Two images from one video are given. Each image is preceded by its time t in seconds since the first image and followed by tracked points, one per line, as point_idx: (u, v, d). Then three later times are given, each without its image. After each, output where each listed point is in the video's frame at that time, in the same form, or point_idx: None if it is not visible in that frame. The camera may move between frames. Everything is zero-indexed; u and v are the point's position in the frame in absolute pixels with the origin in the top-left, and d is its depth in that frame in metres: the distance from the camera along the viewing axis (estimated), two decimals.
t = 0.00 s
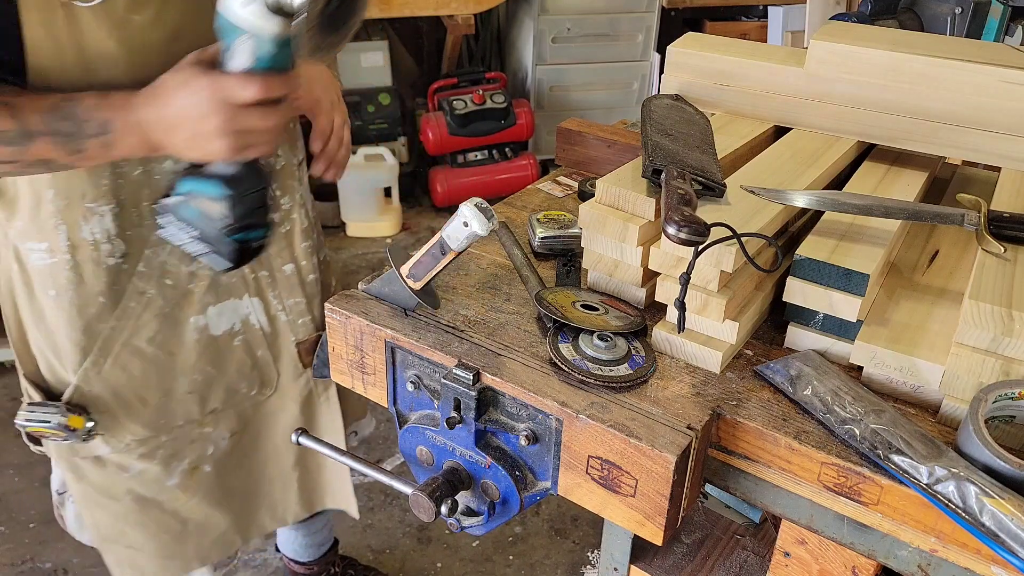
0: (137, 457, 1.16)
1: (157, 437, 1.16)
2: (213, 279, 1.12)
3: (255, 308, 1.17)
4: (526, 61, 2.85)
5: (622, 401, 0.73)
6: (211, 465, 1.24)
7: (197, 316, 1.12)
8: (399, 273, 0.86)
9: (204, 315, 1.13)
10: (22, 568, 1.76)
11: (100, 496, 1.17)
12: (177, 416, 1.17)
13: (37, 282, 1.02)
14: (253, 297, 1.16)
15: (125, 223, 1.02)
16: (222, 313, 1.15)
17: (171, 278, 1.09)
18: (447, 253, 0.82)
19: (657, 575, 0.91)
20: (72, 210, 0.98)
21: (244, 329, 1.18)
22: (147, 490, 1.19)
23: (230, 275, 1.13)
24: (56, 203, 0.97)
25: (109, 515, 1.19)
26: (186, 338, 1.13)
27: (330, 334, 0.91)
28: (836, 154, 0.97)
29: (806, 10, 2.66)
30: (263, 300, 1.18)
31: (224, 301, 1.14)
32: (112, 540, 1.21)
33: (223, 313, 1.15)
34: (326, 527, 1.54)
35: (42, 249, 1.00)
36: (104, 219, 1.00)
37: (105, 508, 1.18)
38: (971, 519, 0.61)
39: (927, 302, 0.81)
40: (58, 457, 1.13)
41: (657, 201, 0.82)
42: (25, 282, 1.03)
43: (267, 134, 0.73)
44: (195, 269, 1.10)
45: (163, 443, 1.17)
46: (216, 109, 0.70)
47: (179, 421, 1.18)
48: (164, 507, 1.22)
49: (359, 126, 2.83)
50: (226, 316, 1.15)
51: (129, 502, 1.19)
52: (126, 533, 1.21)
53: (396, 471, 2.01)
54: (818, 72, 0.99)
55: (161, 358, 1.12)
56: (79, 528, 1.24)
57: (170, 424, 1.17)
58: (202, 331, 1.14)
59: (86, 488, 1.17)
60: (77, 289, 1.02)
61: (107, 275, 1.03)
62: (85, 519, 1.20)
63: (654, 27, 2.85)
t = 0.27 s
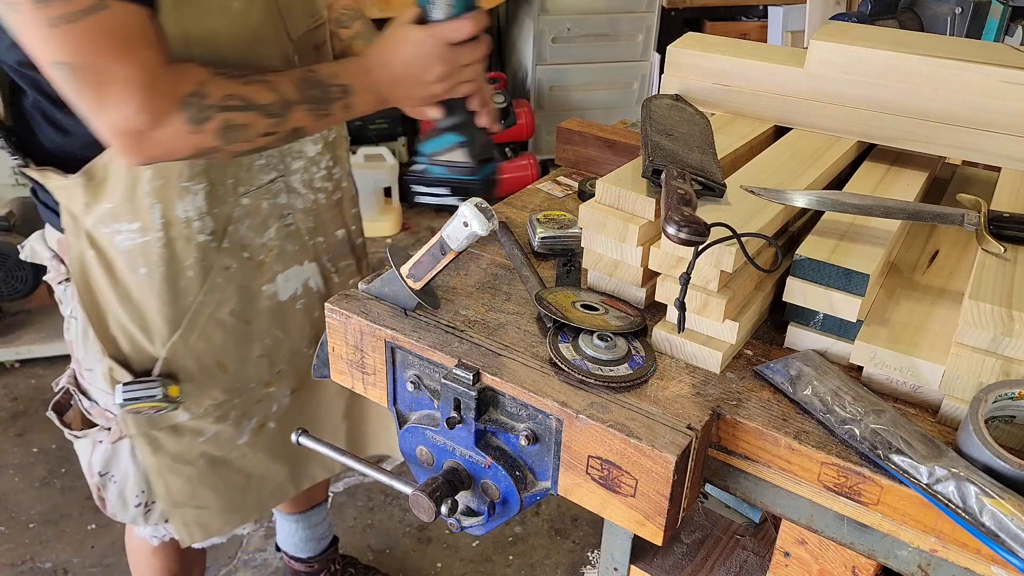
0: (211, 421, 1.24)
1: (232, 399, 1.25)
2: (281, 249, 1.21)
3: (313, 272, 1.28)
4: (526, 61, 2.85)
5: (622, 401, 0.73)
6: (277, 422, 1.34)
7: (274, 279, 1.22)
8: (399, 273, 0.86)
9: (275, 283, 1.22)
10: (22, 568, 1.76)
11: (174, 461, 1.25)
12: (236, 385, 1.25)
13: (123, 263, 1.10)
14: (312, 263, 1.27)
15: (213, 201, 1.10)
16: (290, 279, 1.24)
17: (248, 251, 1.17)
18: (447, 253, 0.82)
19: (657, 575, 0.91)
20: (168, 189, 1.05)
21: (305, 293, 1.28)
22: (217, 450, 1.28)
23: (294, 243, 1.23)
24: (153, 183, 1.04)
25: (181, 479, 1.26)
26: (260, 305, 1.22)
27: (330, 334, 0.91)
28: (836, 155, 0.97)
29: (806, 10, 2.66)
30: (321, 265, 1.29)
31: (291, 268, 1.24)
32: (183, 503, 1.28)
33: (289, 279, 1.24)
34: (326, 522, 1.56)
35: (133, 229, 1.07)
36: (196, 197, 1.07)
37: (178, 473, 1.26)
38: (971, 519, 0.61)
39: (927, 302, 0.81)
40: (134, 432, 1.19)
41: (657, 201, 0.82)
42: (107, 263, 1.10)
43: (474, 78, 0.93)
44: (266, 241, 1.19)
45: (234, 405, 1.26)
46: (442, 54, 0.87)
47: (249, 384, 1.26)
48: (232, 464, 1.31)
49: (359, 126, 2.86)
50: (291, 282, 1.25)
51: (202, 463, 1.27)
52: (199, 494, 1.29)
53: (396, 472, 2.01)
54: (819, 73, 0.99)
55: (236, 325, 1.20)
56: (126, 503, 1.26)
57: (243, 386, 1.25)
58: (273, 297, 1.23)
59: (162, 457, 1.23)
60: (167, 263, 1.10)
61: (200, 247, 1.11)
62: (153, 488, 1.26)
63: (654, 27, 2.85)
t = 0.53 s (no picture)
0: (248, 396, 1.27)
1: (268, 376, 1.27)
2: (332, 238, 1.23)
3: (357, 260, 1.29)
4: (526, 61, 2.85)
5: (622, 401, 0.73)
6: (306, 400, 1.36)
7: (325, 264, 1.24)
8: (399, 273, 0.86)
9: (321, 269, 1.24)
10: (22, 568, 1.75)
11: (211, 438, 1.25)
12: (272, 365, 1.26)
13: (175, 240, 1.11)
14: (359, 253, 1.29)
15: (268, 182, 1.12)
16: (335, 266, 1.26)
17: (299, 237, 1.19)
18: (447, 254, 0.82)
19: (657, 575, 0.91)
20: (227, 168, 1.07)
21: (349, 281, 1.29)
22: (252, 426, 1.30)
23: (345, 233, 1.25)
24: (213, 161, 1.06)
25: (216, 455, 1.27)
26: (305, 290, 1.24)
27: (330, 334, 0.91)
28: (836, 155, 0.97)
29: (805, 10, 2.66)
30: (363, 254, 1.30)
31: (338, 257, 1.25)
32: (216, 482, 1.28)
33: (336, 266, 1.26)
34: (328, 519, 1.56)
35: (189, 207, 1.08)
36: (252, 177, 1.10)
37: (214, 449, 1.26)
38: (971, 519, 0.61)
39: (927, 302, 0.81)
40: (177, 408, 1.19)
41: (657, 201, 0.82)
42: (159, 242, 1.11)
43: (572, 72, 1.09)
44: (319, 228, 1.21)
45: (271, 381, 1.28)
46: (543, 57, 1.04)
47: (286, 363, 1.28)
48: (264, 441, 1.33)
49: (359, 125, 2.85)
50: (337, 270, 1.26)
51: (237, 439, 1.29)
52: (230, 470, 1.30)
53: (396, 472, 2.01)
54: (819, 72, 0.99)
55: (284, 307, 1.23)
56: (141, 489, 1.25)
57: (281, 364, 1.27)
58: (318, 284, 1.25)
59: (199, 433, 1.24)
60: (221, 240, 1.12)
61: (257, 226, 1.14)
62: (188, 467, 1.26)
63: (654, 27, 2.85)
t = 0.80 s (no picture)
0: (244, 400, 1.26)
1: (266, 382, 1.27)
2: (331, 241, 1.23)
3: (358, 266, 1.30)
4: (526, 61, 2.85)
5: (622, 401, 0.73)
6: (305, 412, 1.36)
7: (324, 269, 1.24)
8: (399, 273, 0.86)
9: (321, 273, 1.24)
10: (22, 568, 1.75)
11: (203, 437, 1.25)
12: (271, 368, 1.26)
13: (176, 234, 1.11)
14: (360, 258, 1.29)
15: (270, 182, 1.12)
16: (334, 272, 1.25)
17: (299, 238, 1.19)
18: (447, 253, 0.82)
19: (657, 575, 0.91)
20: (228, 167, 1.07)
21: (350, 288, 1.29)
22: (246, 431, 1.30)
23: (344, 236, 1.25)
24: (214, 159, 1.06)
25: (208, 457, 1.27)
26: (305, 293, 1.23)
27: (330, 334, 0.91)
28: (836, 154, 0.97)
29: (805, 10, 2.66)
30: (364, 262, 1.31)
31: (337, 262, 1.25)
32: (207, 484, 1.29)
33: (334, 272, 1.26)
34: (329, 519, 1.56)
35: (190, 202, 1.09)
36: (253, 176, 1.09)
37: (206, 450, 1.26)
38: (970, 519, 0.61)
39: (927, 303, 0.81)
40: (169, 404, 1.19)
41: (657, 201, 0.82)
42: (160, 234, 1.11)
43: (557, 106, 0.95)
44: (320, 230, 1.21)
45: (268, 386, 1.28)
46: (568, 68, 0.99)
47: (286, 368, 1.28)
48: (257, 447, 1.33)
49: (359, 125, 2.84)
50: (337, 274, 1.26)
51: (230, 442, 1.28)
52: (222, 475, 1.30)
53: (396, 472, 2.01)
54: (819, 72, 0.99)
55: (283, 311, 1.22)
56: (133, 481, 1.27)
57: (279, 368, 1.27)
58: (317, 287, 1.24)
59: (191, 433, 1.24)
60: (220, 237, 1.12)
61: (257, 227, 1.14)
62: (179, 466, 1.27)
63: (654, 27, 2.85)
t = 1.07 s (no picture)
0: (240, 401, 1.26)
1: (261, 385, 1.26)
2: (331, 242, 1.22)
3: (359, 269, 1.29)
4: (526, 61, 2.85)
5: (623, 401, 0.73)
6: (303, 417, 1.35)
7: (321, 269, 1.23)
8: (399, 273, 0.86)
9: (320, 275, 1.23)
10: (22, 568, 1.75)
11: (199, 439, 1.25)
12: (269, 370, 1.25)
13: (171, 230, 1.12)
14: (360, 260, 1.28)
15: (263, 180, 1.11)
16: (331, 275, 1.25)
17: (296, 238, 1.18)
18: (447, 253, 0.83)
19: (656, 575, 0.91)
20: (221, 162, 1.07)
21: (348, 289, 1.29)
22: (242, 433, 1.29)
23: (345, 238, 1.24)
24: (207, 154, 1.06)
25: (203, 458, 1.27)
26: (303, 294, 1.23)
27: (330, 334, 0.91)
28: (836, 154, 0.97)
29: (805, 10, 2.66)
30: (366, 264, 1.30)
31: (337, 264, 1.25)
32: (201, 485, 1.29)
33: (334, 274, 1.25)
34: (332, 520, 1.55)
35: (185, 198, 1.09)
36: (246, 173, 1.09)
37: (201, 451, 1.26)
38: (971, 519, 0.61)
39: (927, 303, 0.81)
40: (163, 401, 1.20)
41: (657, 201, 0.82)
42: (158, 230, 1.12)
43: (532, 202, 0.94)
44: (317, 230, 1.20)
45: (264, 388, 1.27)
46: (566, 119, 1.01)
47: (283, 372, 1.27)
48: (254, 451, 1.32)
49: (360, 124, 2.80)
50: (336, 276, 1.26)
51: (226, 445, 1.28)
52: (217, 476, 1.30)
53: (396, 472, 2.01)
54: (819, 72, 0.99)
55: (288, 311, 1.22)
56: (132, 477, 1.29)
57: (275, 371, 1.26)
58: (316, 289, 1.24)
59: (186, 433, 1.24)
60: (213, 234, 1.12)
61: (250, 225, 1.13)
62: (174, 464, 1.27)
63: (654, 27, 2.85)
